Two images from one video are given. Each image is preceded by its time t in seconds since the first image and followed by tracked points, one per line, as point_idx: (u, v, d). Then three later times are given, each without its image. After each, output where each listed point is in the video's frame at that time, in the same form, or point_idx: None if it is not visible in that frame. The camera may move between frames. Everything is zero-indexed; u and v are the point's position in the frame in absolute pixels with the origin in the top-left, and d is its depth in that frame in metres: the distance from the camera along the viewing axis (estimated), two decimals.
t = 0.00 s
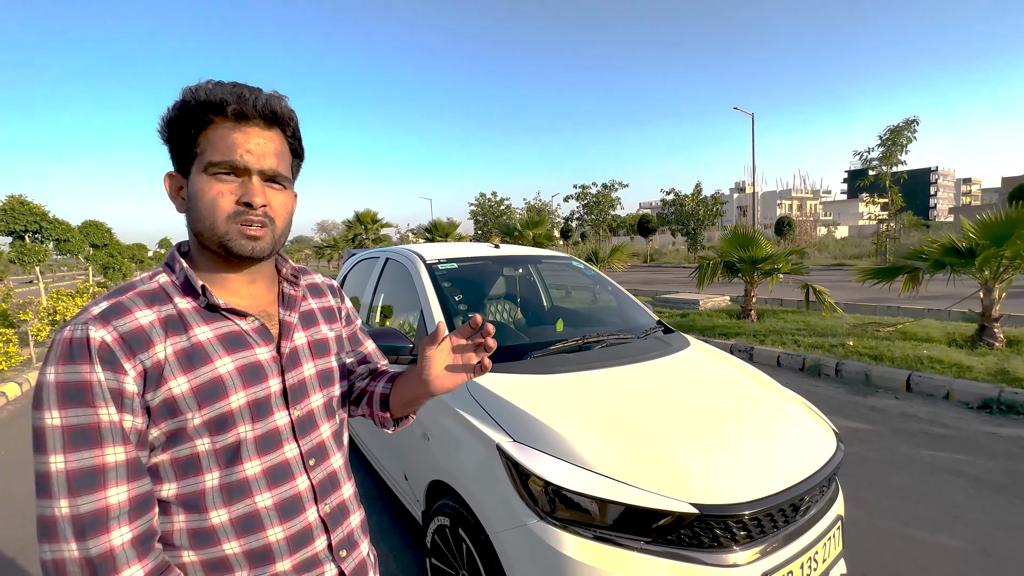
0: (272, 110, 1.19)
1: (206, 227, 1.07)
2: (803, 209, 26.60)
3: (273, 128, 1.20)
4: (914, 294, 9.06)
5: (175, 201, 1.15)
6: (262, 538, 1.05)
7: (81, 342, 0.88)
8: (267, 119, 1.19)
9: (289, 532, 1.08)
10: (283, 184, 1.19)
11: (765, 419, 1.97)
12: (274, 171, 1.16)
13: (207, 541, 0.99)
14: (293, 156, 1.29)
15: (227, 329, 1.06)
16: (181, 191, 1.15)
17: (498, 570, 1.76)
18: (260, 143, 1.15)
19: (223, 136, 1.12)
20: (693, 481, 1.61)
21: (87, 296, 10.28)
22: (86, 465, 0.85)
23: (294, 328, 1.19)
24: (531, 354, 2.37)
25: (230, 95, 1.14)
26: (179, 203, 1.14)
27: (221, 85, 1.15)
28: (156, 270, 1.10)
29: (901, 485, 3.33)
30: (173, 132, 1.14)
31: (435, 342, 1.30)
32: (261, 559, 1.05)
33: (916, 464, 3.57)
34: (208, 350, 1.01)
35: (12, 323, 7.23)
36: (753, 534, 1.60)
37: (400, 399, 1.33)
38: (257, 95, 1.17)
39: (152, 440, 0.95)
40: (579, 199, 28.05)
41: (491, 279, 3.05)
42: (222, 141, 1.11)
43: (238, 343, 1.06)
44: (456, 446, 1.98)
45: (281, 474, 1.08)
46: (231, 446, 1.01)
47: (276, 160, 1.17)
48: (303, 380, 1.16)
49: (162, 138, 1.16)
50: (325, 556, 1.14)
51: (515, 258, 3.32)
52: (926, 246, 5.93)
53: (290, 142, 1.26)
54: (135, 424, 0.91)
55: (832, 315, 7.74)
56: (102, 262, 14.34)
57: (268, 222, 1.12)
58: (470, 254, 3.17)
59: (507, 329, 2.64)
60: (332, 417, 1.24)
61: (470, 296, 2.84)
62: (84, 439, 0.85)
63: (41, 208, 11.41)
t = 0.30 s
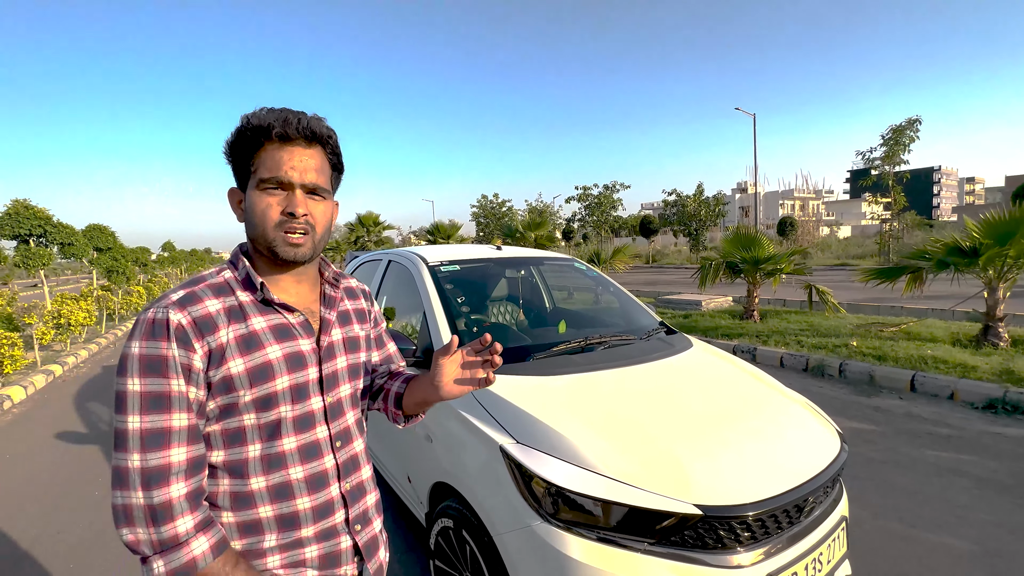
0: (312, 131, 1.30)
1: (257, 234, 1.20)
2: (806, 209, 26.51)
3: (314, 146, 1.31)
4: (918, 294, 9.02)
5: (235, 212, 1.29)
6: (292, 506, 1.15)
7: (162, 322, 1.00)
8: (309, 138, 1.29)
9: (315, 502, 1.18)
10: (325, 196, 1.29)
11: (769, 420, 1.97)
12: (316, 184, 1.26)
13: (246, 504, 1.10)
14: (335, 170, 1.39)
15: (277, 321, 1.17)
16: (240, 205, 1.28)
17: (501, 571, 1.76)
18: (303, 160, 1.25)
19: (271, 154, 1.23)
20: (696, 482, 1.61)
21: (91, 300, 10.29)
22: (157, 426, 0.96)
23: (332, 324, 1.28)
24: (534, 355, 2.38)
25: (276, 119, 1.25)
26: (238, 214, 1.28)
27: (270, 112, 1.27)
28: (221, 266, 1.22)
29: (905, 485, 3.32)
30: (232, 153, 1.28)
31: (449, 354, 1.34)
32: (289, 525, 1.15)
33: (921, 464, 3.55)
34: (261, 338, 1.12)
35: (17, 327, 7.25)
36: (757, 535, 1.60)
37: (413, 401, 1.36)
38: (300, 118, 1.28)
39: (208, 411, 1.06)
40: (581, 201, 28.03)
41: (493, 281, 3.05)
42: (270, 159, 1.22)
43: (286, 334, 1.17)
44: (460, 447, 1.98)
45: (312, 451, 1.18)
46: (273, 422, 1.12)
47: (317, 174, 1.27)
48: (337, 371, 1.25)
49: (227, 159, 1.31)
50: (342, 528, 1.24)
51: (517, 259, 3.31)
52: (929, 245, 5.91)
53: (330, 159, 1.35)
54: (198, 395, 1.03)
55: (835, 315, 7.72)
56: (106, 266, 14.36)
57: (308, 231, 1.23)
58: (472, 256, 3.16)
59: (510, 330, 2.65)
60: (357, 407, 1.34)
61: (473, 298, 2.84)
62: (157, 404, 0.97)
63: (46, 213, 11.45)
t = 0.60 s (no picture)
0: (345, 145, 1.34)
1: (286, 236, 1.24)
2: (807, 210, 26.49)
3: (345, 158, 1.35)
4: (918, 294, 9.01)
5: (270, 215, 1.34)
6: (295, 493, 1.17)
7: (190, 309, 1.07)
8: (342, 151, 1.34)
9: (317, 492, 1.19)
10: (353, 205, 1.32)
11: (769, 420, 1.98)
12: (345, 193, 1.30)
13: (253, 487, 1.14)
14: (363, 182, 1.42)
15: (294, 316, 1.20)
16: (275, 209, 1.34)
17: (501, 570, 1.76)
18: (334, 170, 1.29)
19: (306, 162, 1.28)
20: (697, 483, 1.61)
21: (92, 302, 10.31)
22: (180, 404, 1.02)
23: (346, 324, 1.29)
24: (534, 356, 2.38)
25: (312, 132, 1.30)
26: (272, 218, 1.33)
27: (308, 125, 1.32)
28: (251, 264, 1.27)
29: (906, 486, 3.31)
30: (272, 162, 1.34)
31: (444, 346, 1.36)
32: (290, 512, 1.16)
33: (922, 465, 3.55)
34: (278, 330, 1.16)
35: (18, 329, 7.25)
36: (758, 536, 1.60)
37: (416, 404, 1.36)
38: (336, 132, 1.33)
39: (226, 395, 1.11)
40: (581, 202, 28.02)
41: (493, 282, 3.05)
42: (305, 167, 1.27)
43: (301, 329, 1.19)
44: (461, 448, 1.98)
45: (318, 444, 1.19)
46: (283, 411, 1.15)
47: (346, 184, 1.31)
48: (347, 369, 1.27)
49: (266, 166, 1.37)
50: (342, 522, 1.24)
51: (517, 260, 3.29)
52: (930, 245, 5.90)
53: (360, 172, 1.39)
54: (217, 379, 1.08)
55: (836, 316, 7.71)
56: (107, 269, 14.32)
57: (333, 235, 1.26)
58: (472, 258, 3.16)
59: (511, 331, 2.65)
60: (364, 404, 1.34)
61: (473, 299, 2.84)
62: (181, 384, 1.02)
63: (47, 215, 11.45)
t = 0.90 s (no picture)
0: (354, 148, 1.35)
1: (292, 235, 1.25)
2: (806, 210, 26.51)
3: (354, 162, 1.35)
4: (917, 295, 9.02)
5: (278, 216, 1.35)
6: (300, 493, 1.16)
7: (197, 308, 1.08)
8: (351, 155, 1.35)
9: (322, 492, 1.19)
10: (359, 208, 1.32)
11: (769, 420, 1.98)
12: (351, 195, 1.30)
13: (258, 486, 1.14)
14: (372, 187, 1.43)
15: (299, 316, 1.20)
16: (283, 210, 1.34)
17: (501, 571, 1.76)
18: (341, 172, 1.30)
19: (315, 164, 1.29)
20: (699, 485, 1.61)
21: (91, 305, 10.31)
22: (188, 402, 1.02)
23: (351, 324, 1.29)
24: (534, 357, 2.38)
25: (323, 135, 1.31)
26: (280, 218, 1.34)
27: (319, 129, 1.33)
28: (258, 267, 1.28)
29: (906, 486, 3.31)
30: (283, 163, 1.35)
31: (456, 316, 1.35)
32: (295, 512, 1.16)
33: (922, 466, 3.55)
34: (283, 330, 1.16)
35: (16, 331, 7.23)
36: (758, 537, 1.60)
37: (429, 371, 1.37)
38: (346, 136, 1.34)
39: (233, 395, 1.11)
40: (581, 203, 28.05)
41: (493, 284, 3.05)
42: (314, 168, 1.28)
43: (306, 329, 1.20)
44: (460, 448, 1.97)
45: (322, 443, 1.19)
46: (288, 411, 1.15)
47: (353, 186, 1.31)
48: (352, 369, 1.26)
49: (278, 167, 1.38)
50: (347, 521, 1.24)
51: (516, 261, 3.30)
52: (929, 246, 5.90)
53: (369, 175, 1.39)
54: (224, 378, 1.08)
55: (835, 317, 7.71)
56: (106, 270, 14.25)
57: (337, 237, 1.26)
58: (472, 259, 3.16)
59: (510, 333, 2.65)
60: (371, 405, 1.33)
61: (473, 301, 2.84)
62: (189, 382, 1.03)
63: (46, 217, 11.43)
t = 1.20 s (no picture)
0: (350, 146, 1.35)
1: (289, 236, 1.25)
2: (805, 211, 26.55)
3: (350, 161, 1.35)
4: (916, 295, 9.04)
5: (275, 215, 1.35)
6: (306, 496, 1.17)
7: (196, 313, 1.08)
8: (347, 154, 1.35)
9: (328, 494, 1.19)
10: (356, 207, 1.33)
11: (768, 421, 1.99)
12: (348, 194, 1.30)
13: (264, 490, 1.14)
14: (369, 186, 1.43)
15: (300, 317, 1.21)
16: (280, 209, 1.34)
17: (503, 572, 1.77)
18: (338, 171, 1.30)
19: (311, 163, 1.29)
20: (699, 485, 1.61)
21: (90, 306, 10.28)
22: (189, 408, 1.03)
23: (353, 323, 1.29)
24: (533, 359, 2.38)
25: (318, 134, 1.31)
26: (277, 218, 1.34)
27: (315, 127, 1.33)
28: (258, 268, 1.29)
29: (906, 487, 3.32)
30: (278, 162, 1.35)
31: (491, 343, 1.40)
32: (301, 515, 1.17)
33: (921, 466, 3.55)
34: (284, 331, 1.16)
35: (15, 332, 7.21)
36: (757, 537, 1.60)
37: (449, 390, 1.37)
38: (341, 134, 1.34)
39: (236, 398, 1.12)
40: (580, 204, 28.06)
41: (492, 285, 3.05)
42: (310, 168, 1.28)
43: (307, 330, 1.20)
44: (460, 450, 1.97)
45: (327, 444, 1.19)
46: (291, 413, 1.15)
47: (350, 185, 1.31)
48: (356, 368, 1.26)
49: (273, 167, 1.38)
50: (355, 523, 1.24)
51: (516, 262, 3.30)
52: (927, 247, 5.89)
53: (365, 174, 1.39)
54: (225, 382, 1.09)
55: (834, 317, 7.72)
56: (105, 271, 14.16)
57: (335, 236, 1.26)
58: (471, 260, 3.16)
59: (509, 334, 2.65)
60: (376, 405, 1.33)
61: (472, 302, 2.84)
62: (190, 387, 1.03)
63: (45, 218, 11.41)
